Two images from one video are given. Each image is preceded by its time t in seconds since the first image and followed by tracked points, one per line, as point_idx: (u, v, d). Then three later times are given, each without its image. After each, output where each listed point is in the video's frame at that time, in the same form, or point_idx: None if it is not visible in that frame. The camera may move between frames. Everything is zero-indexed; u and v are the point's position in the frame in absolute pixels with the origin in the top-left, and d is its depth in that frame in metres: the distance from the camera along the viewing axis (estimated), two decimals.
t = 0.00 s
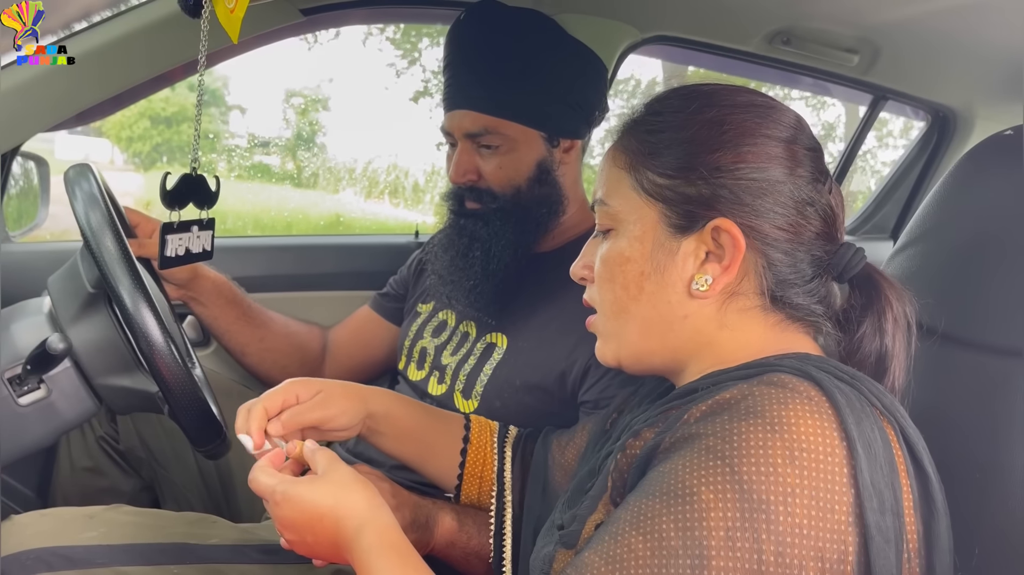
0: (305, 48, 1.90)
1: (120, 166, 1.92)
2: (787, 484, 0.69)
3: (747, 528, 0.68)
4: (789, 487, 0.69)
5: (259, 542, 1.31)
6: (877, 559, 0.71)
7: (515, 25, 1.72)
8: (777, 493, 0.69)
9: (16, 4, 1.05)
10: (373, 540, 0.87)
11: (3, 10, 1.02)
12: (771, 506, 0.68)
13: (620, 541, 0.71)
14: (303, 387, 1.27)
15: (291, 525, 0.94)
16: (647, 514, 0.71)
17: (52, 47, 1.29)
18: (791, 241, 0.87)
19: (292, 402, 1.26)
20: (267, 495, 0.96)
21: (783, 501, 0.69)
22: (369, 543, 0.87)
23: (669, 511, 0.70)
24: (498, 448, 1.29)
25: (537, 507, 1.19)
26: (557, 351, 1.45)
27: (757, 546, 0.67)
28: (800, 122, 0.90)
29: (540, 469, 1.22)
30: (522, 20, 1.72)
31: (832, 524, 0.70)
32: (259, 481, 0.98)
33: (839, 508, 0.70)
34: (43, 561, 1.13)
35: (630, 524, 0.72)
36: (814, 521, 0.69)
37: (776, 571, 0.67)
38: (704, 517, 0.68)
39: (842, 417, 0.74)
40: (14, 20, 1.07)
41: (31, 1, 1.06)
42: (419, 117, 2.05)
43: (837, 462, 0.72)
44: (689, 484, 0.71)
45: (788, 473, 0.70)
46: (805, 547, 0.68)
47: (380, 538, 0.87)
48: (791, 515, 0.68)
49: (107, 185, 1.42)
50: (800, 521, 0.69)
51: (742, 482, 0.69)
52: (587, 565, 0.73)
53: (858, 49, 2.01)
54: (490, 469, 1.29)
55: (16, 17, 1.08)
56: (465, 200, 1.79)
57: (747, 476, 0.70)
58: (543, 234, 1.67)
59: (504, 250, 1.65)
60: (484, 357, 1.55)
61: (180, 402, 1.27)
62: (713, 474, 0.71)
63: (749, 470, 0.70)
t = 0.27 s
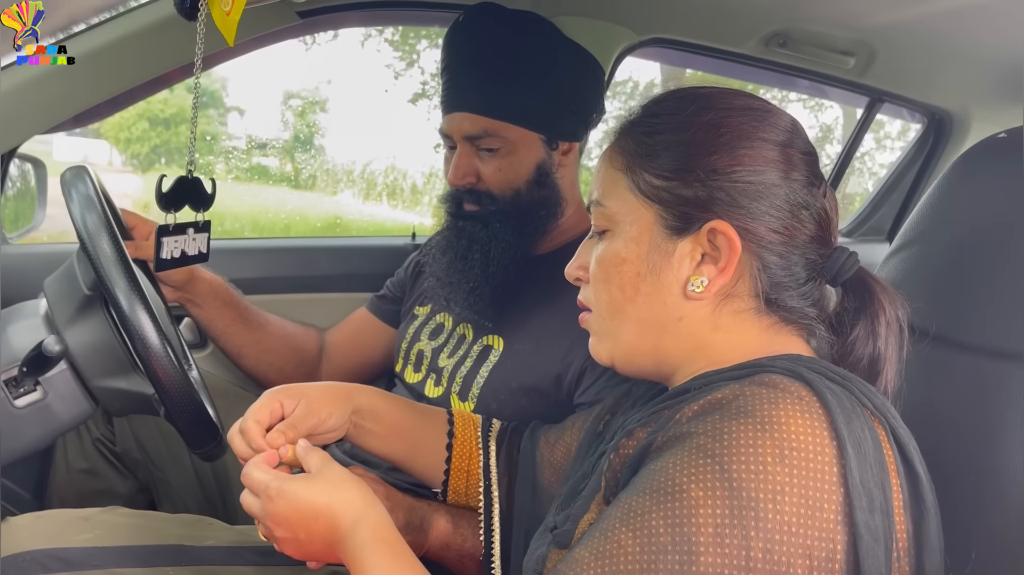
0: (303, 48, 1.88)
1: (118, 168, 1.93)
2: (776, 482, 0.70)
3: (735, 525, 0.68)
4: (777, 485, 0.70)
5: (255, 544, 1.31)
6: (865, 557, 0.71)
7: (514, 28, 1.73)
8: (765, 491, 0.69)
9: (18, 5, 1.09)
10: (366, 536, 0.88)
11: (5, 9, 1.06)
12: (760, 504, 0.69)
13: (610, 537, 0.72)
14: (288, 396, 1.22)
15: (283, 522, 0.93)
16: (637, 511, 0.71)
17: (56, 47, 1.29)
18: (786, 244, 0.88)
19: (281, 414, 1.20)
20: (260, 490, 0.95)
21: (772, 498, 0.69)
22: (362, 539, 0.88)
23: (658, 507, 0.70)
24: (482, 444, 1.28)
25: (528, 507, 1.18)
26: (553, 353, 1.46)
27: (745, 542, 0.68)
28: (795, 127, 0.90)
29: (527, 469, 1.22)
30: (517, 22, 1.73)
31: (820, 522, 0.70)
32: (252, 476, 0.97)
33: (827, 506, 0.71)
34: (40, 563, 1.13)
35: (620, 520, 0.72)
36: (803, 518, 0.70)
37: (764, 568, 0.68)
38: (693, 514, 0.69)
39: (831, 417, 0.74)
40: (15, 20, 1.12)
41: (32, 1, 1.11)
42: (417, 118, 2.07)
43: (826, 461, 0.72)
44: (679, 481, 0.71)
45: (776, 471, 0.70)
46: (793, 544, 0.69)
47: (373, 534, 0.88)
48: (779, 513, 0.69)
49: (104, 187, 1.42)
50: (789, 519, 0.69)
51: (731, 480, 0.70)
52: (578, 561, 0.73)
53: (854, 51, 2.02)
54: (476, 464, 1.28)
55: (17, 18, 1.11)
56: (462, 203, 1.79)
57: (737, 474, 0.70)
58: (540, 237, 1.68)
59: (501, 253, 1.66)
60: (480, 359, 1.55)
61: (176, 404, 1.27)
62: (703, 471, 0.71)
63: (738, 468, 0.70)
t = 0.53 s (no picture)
0: (302, 50, 1.90)
1: (117, 169, 1.92)
2: (758, 476, 0.70)
3: (716, 518, 0.68)
4: (759, 479, 0.70)
5: (250, 546, 1.32)
6: (846, 552, 0.71)
7: (509, 31, 1.73)
8: (747, 485, 0.69)
9: (18, 4, 1.06)
10: (356, 532, 0.89)
11: (4, 9, 1.03)
12: (741, 497, 0.69)
13: (594, 531, 0.72)
14: (271, 413, 1.25)
15: (275, 514, 0.94)
16: (620, 505, 0.72)
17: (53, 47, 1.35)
18: (773, 246, 0.88)
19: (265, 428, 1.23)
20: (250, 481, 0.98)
21: (753, 492, 0.69)
22: (353, 534, 0.89)
23: (641, 500, 0.71)
24: (476, 454, 1.30)
25: (526, 515, 1.18)
26: (549, 355, 1.46)
27: (725, 535, 0.68)
28: (781, 130, 0.90)
29: (525, 475, 1.22)
30: (511, 24, 1.73)
31: (801, 516, 0.70)
32: (242, 469, 1.01)
33: (808, 501, 0.71)
34: (34, 565, 1.13)
35: (604, 515, 0.73)
36: (784, 513, 0.70)
37: (744, 561, 0.68)
38: (674, 507, 0.69)
39: (814, 413, 0.74)
40: (14, 20, 1.09)
41: (31, 1, 1.07)
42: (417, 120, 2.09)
43: (809, 457, 0.72)
44: (662, 475, 0.71)
45: (758, 465, 0.70)
46: (773, 537, 0.69)
47: (362, 531, 0.89)
48: (760, 507, 0.69)
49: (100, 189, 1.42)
50: (770, 513, 0.69)
51: (713, 473, 0.70)
52: (562, 556, 0.73)
53: (851, 53, 2.02)
54: (471, 475, 1.30)
55: (17, 15, 1.08)
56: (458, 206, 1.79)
57: (719, 468, 0.70)
58: (536, 239, 1.68)
59: (496, 254, 1.66)
60: (476, 362, 1.55)
61: (171, 406, 1.27)
62: (685, 466, 0.71)
63: (721, 462, 0.71)
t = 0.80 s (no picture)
0: (302, 51, 1.88)
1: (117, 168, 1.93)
2: (738, 462, 0.70)
3: (696, 502, 0.68)
4: (739, 465, 0.70)
5: (246, 547, 1.32)
6: (825, 538, 0.71)
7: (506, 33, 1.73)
8: (727, 470, 0.70)
9: (18, 5, 1.06)
10: (347, 515, 0.89)
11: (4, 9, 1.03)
12: (721, 482, 0.69)
13: (576, 516, 0.72)
14: (272, 411, 1.26)
15: (268, 500, 0.96)
16: (603, 490, 0.72)
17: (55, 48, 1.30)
18: (758, 248, 0.88)
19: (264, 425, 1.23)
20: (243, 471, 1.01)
21: (733, 478, 0.69)
22: (344, 517, 0.89)
23: (623, 485, 0.71)
24: (472, 458, 1.30)
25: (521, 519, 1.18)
26: (545, 357, 1.46)
27: (705, 519, 0.68)
28: (765, 135, 0.90)
29: (521, 478, 1.22)
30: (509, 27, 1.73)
31: (780, 502, 0.70)
32: (235, 459, 1.03)
33: (789, 487, 0.71)
34: (30, 566, 1.12)
35: (586, 500, 0.72)
36: (763, 499, 0.70)
37: (723, 545, 0.68)
38: (655, 490, 0.69)
39: (797, 401, 0.75)
40: (14, 20, 1.08)
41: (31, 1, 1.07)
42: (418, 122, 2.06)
43: (790, 445, 0.72)
44: (644, 460, 0.72)
45: (739, 451, 0.71)
46: (752, 522, 0.69)
47: (353, 514, 0.89)
48: (740, 492, 0.69)
49: (96, 191, 1.42)
50: (749, 498, 0.69)
51: (694, 459, 0.70)
52: (544, 542, 0.73)
53: (848, 55, 2.02)
54: (468, 480, 1.29)
55: (16, 16, 1.08)
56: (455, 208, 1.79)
57: (699, 454, 0.70)
58: (533, 241, 1.68)
59: (493, 256, 1.66)
60: (473, 363, 1.55)
61: (167, 408, 1.27)
62: (667, 451, 0.71)
63: (702, 449, 0.71)
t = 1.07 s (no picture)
0: (302, 50, 1.91)
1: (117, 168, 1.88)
2: (731, 458, 0.70)
3: (689, 497, 0.68)
4: (731, 460, 0.70)
5: (243, 547, 1.31)
6: (818, 533, 0.70)
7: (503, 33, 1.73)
8: (720, 466, 0.69)
9: (19, 5, 1.04)
10: (345, 515, 0.89)
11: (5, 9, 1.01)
12: (714, 477, 0.69)
13: (570, 515, 0.72)
14: (257, 411, 1.29)
15: (267, 502, 0.97)
16: (596, 489, 0.72)
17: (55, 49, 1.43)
18: (750, 246, 0.88)
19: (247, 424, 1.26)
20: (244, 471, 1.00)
21: (725, 473, 0.69)
22: (342, 517, 0.89)
23: (616, 483, 0.71)
24: (465, 465, 1.32)
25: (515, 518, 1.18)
26: (543, 356, 1.46)
27: (698, 514, 0.68)
28: (757, 137, 0.90)
29: (518, 478, 1.21)
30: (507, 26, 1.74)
31: (773, 496, 0.70)
32: (238, 458, 1.03)
33: (781, 482, 0.71)
34: (26, 565, 1.12)
35: (580, 498, 0.72)
36: (756, 494, 0.70)
37: (717, 540, 0.68)
38: (648, 487, 0.69)
39: (788, 396, 0.75)
40: (16, 20, 1.07)
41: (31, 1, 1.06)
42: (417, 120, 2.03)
43: (782, 440, 0.72)
44: (637, 457, 0.71)
45: (731, 446, 0.71)
46: (745, 517, 0.69)
47: (351, 514, 0.89)
48: (732, 487, 0.69)
49: (93, 190, 1.42)
50: (742, 493, 0.69)
51: (687, 455, 0.70)
52: (538, 541, 0.73)
53: (847, 54, 2.02)
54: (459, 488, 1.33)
55: (19, 16, 1.07)
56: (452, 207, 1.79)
57: (692, 450, 0.70)
58: (531, 240, 1.68)
59: (490, 255, 1.65)
60: (470, 363, 1.55)
61: (162, 407, 1.27)
62: (659, 448, 0.71)
63: (694, 445, 0.71)
